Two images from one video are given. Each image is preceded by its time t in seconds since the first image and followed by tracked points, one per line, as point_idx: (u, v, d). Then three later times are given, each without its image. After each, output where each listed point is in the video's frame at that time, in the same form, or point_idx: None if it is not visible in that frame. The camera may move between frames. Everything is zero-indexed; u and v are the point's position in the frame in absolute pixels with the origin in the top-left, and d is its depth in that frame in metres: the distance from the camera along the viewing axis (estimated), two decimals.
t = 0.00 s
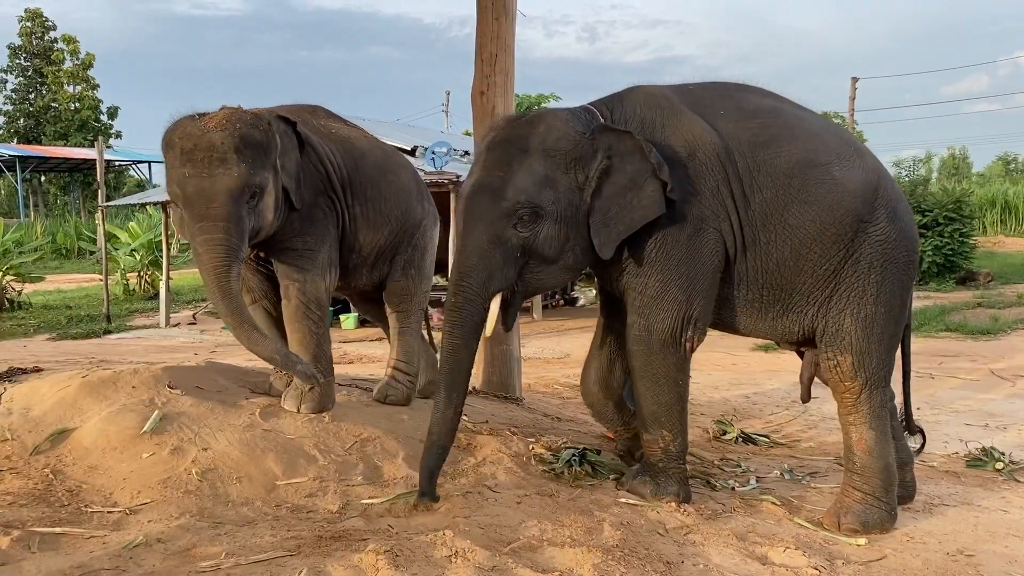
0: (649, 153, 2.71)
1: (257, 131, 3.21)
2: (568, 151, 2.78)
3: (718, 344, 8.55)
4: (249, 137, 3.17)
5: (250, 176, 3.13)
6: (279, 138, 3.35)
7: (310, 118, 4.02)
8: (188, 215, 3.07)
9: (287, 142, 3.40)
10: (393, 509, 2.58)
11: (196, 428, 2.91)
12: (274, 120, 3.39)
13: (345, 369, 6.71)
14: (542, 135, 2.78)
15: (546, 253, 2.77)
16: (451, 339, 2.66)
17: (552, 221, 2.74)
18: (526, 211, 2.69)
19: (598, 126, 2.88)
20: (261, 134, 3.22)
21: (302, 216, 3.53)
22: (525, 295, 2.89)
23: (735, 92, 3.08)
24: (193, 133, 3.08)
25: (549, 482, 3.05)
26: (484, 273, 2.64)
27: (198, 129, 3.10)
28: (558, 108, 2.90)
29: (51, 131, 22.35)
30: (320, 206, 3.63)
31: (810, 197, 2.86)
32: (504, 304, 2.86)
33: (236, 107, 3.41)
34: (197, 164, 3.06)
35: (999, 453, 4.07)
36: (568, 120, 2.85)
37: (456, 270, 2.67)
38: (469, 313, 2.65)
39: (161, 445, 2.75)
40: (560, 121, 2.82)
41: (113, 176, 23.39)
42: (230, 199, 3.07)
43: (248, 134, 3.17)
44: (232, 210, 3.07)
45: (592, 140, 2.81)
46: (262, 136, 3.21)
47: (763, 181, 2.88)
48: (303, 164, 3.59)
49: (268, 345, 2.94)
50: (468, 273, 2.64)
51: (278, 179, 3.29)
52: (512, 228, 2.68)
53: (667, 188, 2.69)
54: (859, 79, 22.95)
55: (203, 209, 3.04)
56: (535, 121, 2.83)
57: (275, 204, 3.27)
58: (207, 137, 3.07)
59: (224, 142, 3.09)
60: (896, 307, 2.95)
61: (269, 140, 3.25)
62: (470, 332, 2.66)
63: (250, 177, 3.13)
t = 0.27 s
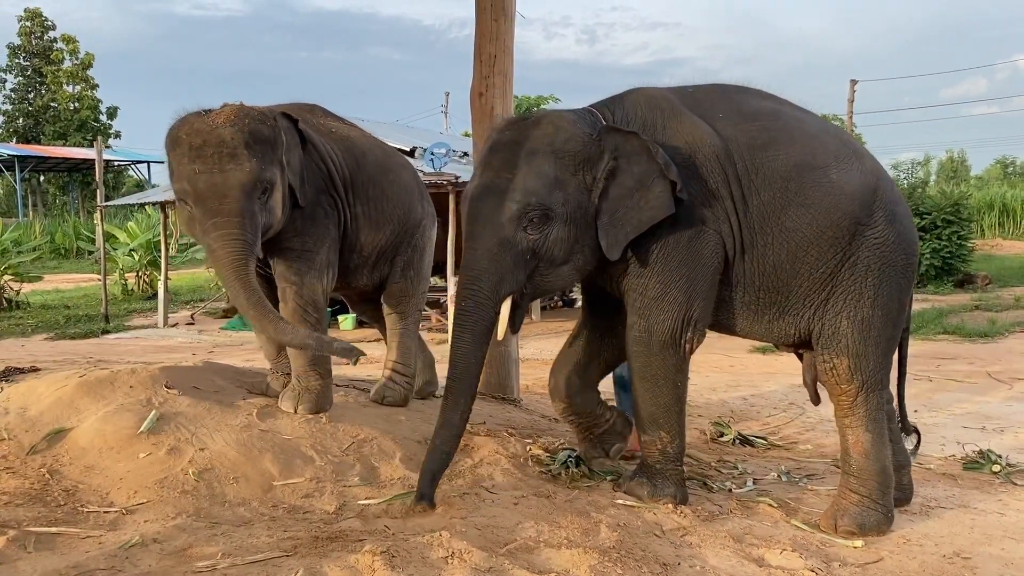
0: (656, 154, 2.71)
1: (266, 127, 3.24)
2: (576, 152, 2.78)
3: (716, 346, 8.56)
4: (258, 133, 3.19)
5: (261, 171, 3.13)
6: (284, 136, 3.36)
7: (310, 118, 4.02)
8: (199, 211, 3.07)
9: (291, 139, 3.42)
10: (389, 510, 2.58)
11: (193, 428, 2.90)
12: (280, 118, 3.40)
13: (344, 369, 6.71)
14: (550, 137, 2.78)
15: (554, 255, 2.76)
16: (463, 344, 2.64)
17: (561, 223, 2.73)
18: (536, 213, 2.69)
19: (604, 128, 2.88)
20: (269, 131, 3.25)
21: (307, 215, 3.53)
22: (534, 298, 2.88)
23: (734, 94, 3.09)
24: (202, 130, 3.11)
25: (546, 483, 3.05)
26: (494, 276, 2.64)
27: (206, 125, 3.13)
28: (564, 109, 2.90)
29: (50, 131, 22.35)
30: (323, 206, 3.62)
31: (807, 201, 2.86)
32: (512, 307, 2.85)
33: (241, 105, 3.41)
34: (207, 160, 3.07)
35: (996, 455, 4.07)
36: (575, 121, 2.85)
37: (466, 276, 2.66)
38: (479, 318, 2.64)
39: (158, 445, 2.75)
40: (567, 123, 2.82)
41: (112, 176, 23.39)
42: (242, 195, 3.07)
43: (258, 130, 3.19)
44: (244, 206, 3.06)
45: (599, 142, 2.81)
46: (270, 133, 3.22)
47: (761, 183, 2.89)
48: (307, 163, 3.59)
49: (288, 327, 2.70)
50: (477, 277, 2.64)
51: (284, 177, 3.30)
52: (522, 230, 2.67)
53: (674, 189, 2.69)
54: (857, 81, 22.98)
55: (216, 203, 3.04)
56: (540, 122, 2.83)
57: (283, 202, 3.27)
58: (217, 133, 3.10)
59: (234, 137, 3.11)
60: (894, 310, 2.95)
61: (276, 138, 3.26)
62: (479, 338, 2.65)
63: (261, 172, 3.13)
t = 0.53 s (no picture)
0: (655, 156, 2.72)
1: (272, 121, 3.20)
2: (578, 152, 2.77)
3: (712, 348, 8.57)
4: (265, 127, 3.15)
5: (273, 166, 3.11)
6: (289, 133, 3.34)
7: (311, 116, 4.01)
8: (213, 207, 3.02)
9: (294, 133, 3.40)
10: (385, 511, 2.58)
11: (188, 428, 2.90)
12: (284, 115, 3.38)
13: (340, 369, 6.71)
14: (552, 136, 2.77)
15: (553, 254, 2.77)
16: (460, 340, 2.63)
17: (561, 222, 2.74)
18: (537, 212, 2.69)
19: (604, 128, 2.89)
20: (275, 125, 3.21)
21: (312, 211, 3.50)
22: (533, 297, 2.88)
23: (732, 95, 3.10)
24: (210, 125, 3.04)
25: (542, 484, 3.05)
26: (494, 275, 2.65)
27: (213, 120, 3.06)
28: (565, 109, 2.91)
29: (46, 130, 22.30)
30: (326, 202, 3.59)
31: (804, 203, 2.87)
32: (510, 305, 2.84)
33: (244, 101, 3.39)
34: (216, 155, 3.02)
35: (991, 457, 4.09)
36: (576, 121, 2.85)
37: (465, 274, 2.66)
38: (477, 316, 2.64)
39: (153, 445, 2.75)
40: (568, 123, 2.82)
41: (108, 175, 23.34)
42: (257, 189, 3.03)
43: (265, 124, 3.15)
44: (258, 200, 3.03)
45: (599, 143, 2.82)
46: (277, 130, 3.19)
47: (759, 185, 2.89)
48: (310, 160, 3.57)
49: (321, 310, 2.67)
50: (476, 275, 2.64)
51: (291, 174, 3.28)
52: (523, 229, 2.68)
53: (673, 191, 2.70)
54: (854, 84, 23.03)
55: (230, 198, 3.00)
56: (542, 121, 2.82)
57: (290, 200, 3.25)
58: (226, 128, 3.04)
59: (244, 131, 3.06)
60: (890, 312, 2.96)
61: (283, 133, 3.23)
62: (475, 335, 2.64)
63: (273, 167, 3.11)
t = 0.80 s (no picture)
0: (650, 156, 2.73)
1: (279, 125, 3.22)
2: (572, 151, 2.78)
3: (707, 349, 8.58)
4: (274, 130, 3.17)
5: (283, 170, 3.10)
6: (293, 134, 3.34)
7: (309, 114, 4.00)
8: (226, 213, 2.99)
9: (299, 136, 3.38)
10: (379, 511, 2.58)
11: (183, 428, 2.90)
12: (289, 116, 3.37)
13: (335, 370, 6.70)
14: (547, 134, 2.77)
15: (547, 253, 2.77)
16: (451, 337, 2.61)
17: (554, 220, 2.74)
18: (531, 210, 2.69)
19: (599, 128, 2.89)
20: (282, 127, 3.23)
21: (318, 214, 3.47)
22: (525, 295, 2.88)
23: (728, 97, 3.11)
24: (220, 129, 3.06)
25: (537, 485, 3.05)
26: (486, 274, 2.65)
27: (223, 124, 3.08)
28: (560, 108, 2.91)
29: (41, 129, 22.24)
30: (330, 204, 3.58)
31: (800, 205, 2.88)
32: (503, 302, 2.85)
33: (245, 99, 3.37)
34: (227, 159, 3.02)
35: (985, 458, 4.10)
36: (570, 120, 2.85)
37: (458, 272, 2.65)
38: (468, 313, 2.63)
39: (147, 445, 2.74)
40: (563, 122, 2.82)
41: (104, 175, 23.28)
42: (269, 194, 3.02)
43: (274, 127, 3.17)
44: (271, 204, 3.01)
45: (594, 142, 2.82)
46: (281, 131, 3.18)
47: (756, 188, 2.90)
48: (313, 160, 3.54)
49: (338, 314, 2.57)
50: (469, 273, 2.64)
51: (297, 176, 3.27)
52: (516, 227, 2.68)
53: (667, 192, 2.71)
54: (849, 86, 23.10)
55: (243, 203, 2.97)
56: (537, 120, 2.82)
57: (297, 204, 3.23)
58: (236, 131, 3.05)
59: (254, 135, 3.07)
60: (885, 316, 2.97)
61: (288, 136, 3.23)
62: (466, 332, 2.63)
63: (283, 171, 3.10)
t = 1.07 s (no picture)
0: (647, 157, 2.73)
1: (283, 127, 3.22)
2: (570, 152, 2.78)
3: (702, 350, 8.60)
4: (279, 133, 3.17)
5: (289, 173, 3.10)
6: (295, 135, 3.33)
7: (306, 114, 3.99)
8: (231, 216, 2.99)
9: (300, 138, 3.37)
10: (373, 512, 2.58)
11: (176, 428, 2.89)
12: (292, 117, 3.36)
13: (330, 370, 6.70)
14: (545, 135, 2.78)
15: (543, 254, 2.77)
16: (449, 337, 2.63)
17: (552, 221, 2.74)
18: (529, 211, 2.69)
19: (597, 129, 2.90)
20: (286, 129, 3.23)
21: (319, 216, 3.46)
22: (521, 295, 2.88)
23: (723, 98, 3.11)
24: (225, 131, 3.05)
25: (531, 485, 3.05)
26: (484, 274, 2.65)
27: (229, 126, 3.07)
28: (558, 110, 2.91)
29: (34, 128, 22.15)
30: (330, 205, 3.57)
31: (795, 207, 2.88)
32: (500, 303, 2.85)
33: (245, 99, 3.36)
34: (233, 162, 3.02)
35: (978, 459, 4.12)
36: (568, 122, 2.86)
37: (455, 272, 2.65)
38: (465, 314, 2.64)
39: (140, 446, 2.73)
40: (561, 123, 2.83)
41: (98, 174, 23.21)
42: (276, 198, 3.02)
43: (278, 129, 3.17)
44: (277, 208, 3.01)
45: (592, 144, 2.83)
46: (284, 134, 3.18)
47: (751, 190, 2.91)
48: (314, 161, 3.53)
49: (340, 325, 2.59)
50: (466, 274, 2.64)
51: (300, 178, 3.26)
52: (514, 228, 2.68)
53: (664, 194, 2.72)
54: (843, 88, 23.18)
55: (249, 207, 2.97)
56: (535, 121, 2.82)
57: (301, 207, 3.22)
58: (242, 133, 3.05)
59: (260, 137, 3.07)
60: (877, 319, 2.98)
61: (291, 138, 3.22)
62: (463, 333, 2.65)
63: (289, 174, 3.10)
